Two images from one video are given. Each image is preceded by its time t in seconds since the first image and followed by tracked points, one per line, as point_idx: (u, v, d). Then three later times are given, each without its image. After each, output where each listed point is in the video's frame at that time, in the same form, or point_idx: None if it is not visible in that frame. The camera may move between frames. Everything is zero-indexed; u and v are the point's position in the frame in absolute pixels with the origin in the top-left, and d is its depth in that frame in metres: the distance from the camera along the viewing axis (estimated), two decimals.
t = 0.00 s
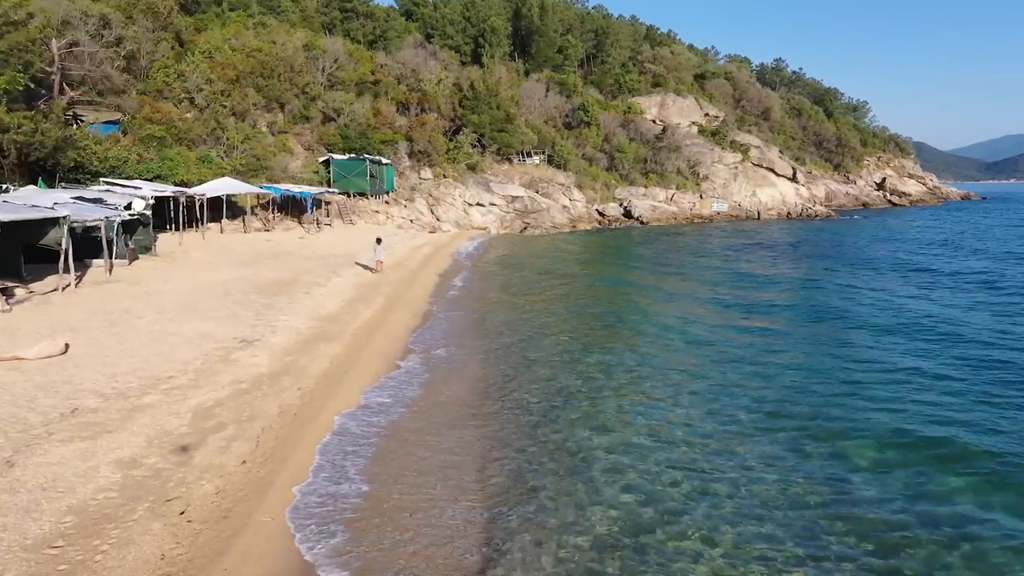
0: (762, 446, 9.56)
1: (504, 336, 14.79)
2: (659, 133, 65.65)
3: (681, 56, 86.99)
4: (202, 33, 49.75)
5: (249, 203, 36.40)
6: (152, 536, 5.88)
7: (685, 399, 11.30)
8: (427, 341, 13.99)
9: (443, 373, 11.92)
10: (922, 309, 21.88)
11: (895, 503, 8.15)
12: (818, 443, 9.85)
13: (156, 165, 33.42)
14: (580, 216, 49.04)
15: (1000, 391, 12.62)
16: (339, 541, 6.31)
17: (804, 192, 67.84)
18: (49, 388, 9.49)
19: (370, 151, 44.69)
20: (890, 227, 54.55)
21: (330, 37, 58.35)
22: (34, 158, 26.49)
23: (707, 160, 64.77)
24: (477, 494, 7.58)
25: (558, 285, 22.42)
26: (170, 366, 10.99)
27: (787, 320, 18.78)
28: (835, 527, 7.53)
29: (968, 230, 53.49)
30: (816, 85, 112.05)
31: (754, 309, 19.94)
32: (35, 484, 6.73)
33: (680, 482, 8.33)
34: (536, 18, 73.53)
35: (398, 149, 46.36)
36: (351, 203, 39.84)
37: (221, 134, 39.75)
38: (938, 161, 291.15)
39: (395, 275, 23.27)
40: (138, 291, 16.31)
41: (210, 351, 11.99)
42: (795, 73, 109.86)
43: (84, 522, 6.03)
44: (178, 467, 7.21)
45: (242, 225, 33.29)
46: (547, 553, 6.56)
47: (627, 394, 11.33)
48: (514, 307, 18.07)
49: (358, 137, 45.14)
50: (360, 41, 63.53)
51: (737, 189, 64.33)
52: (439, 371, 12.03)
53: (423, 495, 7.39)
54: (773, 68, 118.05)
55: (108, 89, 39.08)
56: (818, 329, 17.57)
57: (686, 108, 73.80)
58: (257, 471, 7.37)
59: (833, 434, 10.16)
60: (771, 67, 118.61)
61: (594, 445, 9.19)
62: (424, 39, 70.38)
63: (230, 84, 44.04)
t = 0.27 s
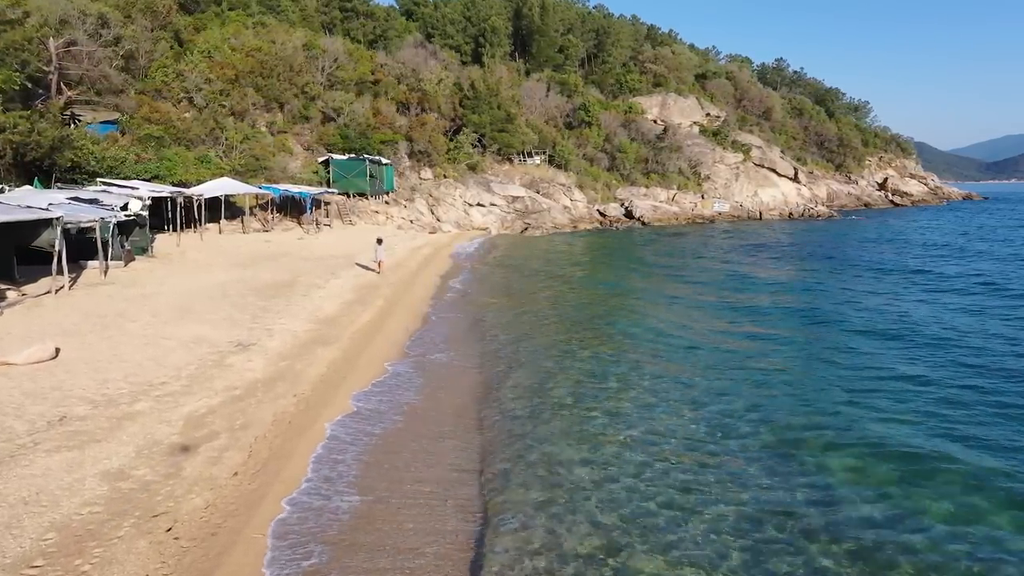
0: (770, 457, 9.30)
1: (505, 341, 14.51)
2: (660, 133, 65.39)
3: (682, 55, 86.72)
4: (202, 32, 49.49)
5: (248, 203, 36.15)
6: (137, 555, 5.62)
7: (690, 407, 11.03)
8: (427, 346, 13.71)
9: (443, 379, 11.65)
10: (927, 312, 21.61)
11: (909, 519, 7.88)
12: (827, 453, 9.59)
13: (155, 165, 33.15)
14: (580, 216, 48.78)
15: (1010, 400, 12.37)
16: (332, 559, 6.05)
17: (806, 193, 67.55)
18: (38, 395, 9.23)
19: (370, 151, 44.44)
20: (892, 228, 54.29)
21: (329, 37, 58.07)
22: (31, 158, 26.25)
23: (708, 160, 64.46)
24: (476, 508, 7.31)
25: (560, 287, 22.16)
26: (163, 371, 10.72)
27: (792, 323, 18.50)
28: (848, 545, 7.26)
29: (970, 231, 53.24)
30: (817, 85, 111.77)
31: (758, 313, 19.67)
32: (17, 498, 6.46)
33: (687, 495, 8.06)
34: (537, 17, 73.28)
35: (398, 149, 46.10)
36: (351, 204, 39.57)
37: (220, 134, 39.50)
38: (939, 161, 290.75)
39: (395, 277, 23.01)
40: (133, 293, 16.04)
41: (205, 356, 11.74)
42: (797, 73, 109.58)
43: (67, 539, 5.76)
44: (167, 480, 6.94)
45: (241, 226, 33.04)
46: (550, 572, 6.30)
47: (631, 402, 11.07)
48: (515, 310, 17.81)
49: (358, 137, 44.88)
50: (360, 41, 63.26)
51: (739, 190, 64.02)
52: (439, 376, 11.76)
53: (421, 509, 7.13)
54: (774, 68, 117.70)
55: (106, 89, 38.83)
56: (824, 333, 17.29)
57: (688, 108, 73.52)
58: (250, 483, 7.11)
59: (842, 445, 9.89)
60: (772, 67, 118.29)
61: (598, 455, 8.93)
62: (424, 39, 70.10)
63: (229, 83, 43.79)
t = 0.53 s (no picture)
0: (782, 464, 8.99)
1: (507, 345, 14.24)
2: (661, 133, 65.08)
3: (683, 55, 86.45)
4: (201, 32, 49.25)
5: (246, 204, 35.88)
6: None
7: (697, 412, 10.75)
8: (427, 350, 13.41)
9: (443, 386, 11.36)
10: (932, 313, 21.35)
11: (929, 530, 7.57)
12: (840, 459, 9.28)
13: (153, 166, 32.86)
14: (582, 217, 48.49)
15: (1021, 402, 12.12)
16: None
17: (808, 193, 67.25)
18: (26, 402, 8.96)
19: (370, 151, 44.14)
20: (894, 228, 54.02)
21: (329, 36, 57.81)
22: (27, 158, 25.99)
23: (709, 160, 64.15)
24: (477, 521, 7.04)
25: (561, 288, 21.89)
26: (155, 377, 10.44)
27: (798, 326, 18.24)
28: (867, 559, 6.94)
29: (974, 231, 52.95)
30: (818, 85, 111.53)
31: (761, 315, 19.45)
32: None
33: (697, 507, 7.74)
34: (538, 17, 73.01)
35: (398, 149, 45.84)
36: (351, 204, 39.29)
37: (219, 134, 39.24)
38: (940, 161, 290.35)
39: (395, 278, 22.78)
40: (127, 296, 15.77)
41: (199, 361, 11.45)
42: (798, 73, 109.28)
43: (46, 559, 5.49)
44: (155, 493, 6.67)
45: (239, 226, 32.77)
46: None
47: (636, 408, 10.78)
48: (517, 313, 17.53)
49: (357, 137, 44.60)
50: (360, 40, 62.95)
51: (741, 190, 63.70)
52: (441, 383, 11.44)
53: (424, 524, 6.84)
54: (776, 68, 117.39)
55: (104, 88, 38.59)
56: (830, 335, 16.99)
57: (689, 108, 73.19)
58: (242, 497, 6.84)
59: (856, 450, 9.59)
60: (773, 68, 117.97)
61: (604, 464, 8.63)
62: (424, 39, 69.85)
63: (228, 83, 43.52)
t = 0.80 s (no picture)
0: (791, 472, 8.74)
1: (508, 346, 13.99)
2: (663, 133, 64.82)
3: (685, 55, 86.17)
4: (200, 31, 48.99)
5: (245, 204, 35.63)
6: None
7: (703, 416, 10.50)
8: (426, 353, 13.15)
9: (442, 390, 11.10)
10: (936, 314, 21.16)
11: (944, 541, 7.33)
12: (851, 465, 9.02)
13: (151, 166, 32.59)
14: (583, 217, 48.25)
15: None
16: None
17: (809, 193, 67.00)
18: (13, 409, 8.70)
19: (370, 151, 43.89)
20: (897, 229, 53.75)
21: (329, 36, 57.54)
22: (23, 158, 25.73)
23: (711, 160, 63.84)
24: (477, 536, 6.77)
25: (562, 290, 21.66)
26: (148, 383, 10.17)
27: (802, 328, 18.00)
28: (883, 572, 6.69)
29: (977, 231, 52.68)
30: (819, 85, 111.24)
31: (765, 316, 19.21)
32: None
33: (705, 518, 7.49)
34: (538, 17, 72.74)
35: (398, 149, 45.59)
36: (351, 204, 39.08)
37: (218, 134, 39.00)
38: (941, 161, 289.92)
39: (394, 278, 22.54)
40: (122, 299, 15.51)
41: (193, 366, 11.20)
42: (799, 72, 108.94)
43: None
44: (142, 508, 6.40)
45: (238, 227, 32.54)
46: None
47: (641, 412, 10.52)
48: (517, 314, 17.30)
49: (357, 137, 44.33)
50: (360, 40, 62.71)
51: (742, 190, 63.42)
52: (440, 388, 11.19)
53: (422, 539, 6.57)
54: (777, 68, 117.04)
55: (102, 88, 38.34)
56: (835, 338, 16.74)
57: (690, 108, 72.89)
58: (232, 512, 6.58)
59: (867, 456, 9.33)
60: (775, 67, 117.58)
61: (609, 473, 8.37)
62: (425, 38, 69.60)
63: (227, 83, 43.27)
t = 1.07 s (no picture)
0: (799, 484, 8.49)
1: (510, 350, 13.72)
2: (664, 132, 64.52)
3: (686, 54, 85.87)
4: (199, 31, 48.75)
5: (244, 204, 35.40)
6: None
7: (709, 425, 10.25)
8: (426, 358, 12.88)
9: (442, 396, 10.83)
10: (942, 318, 20.91)
11: (960, 557, 7.09)
12: (862, 476, 8.78)
13: (149, 166, 32.33)
14: (584, 217, 47.98)
15: None
16: None
17: (811, 193, 66.74)
18: None
19: (370, 151, 43.61)
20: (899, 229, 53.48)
21: (329, 35, 57.30)
22: (19, 158, 25.46)
23: (713, 160, 63.53)
24: (476, 553, 6.49)
25: (563, 292, 21.41)
26: (139, 389, 9.89)
27: (808, 332, 17.73)
28: None
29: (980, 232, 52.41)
30: (821, 85, 110.93)
31: (770, 321, 18.95)
32: None
33: (713, 533, 7.25)
34: (539, 16, 72.49)
35: (398, 149, 45.33)
36: (351, 205, 38.87)
37: (217, 134, 38.76)
38: (942, 161, 289.52)
39: (394, 280, 22.28)
40: (116, 301, 15.24)
41: (187, 371, 10.94)
42: (801, 72, 108.58)
43: None
44: (128, 525, 6.13)
45: (237, 228, 32.32)
46: None
47: (646, 420, 10.26)
48: (519, 317, 17.04)
49: (357, 137, 44.05)
50: (360, 40, 62.44)
51: (744, 190, 63.13)
52: (441, 393, 10.92)
53: (421, 554, 6.30)
54: (779, 68, 116.71)
55: (100, 87, 38.10)
56: (839, 342, 16.49)
57: (692, 107, 72.56)
58: (223, 527, 6.32)
59: (878, 467, 9.08)
60: (777, 67, 117.26)
61: (613, 486, 8.12)
62: (425, 38, 69.38)
63: (226, 83, 43.02)
